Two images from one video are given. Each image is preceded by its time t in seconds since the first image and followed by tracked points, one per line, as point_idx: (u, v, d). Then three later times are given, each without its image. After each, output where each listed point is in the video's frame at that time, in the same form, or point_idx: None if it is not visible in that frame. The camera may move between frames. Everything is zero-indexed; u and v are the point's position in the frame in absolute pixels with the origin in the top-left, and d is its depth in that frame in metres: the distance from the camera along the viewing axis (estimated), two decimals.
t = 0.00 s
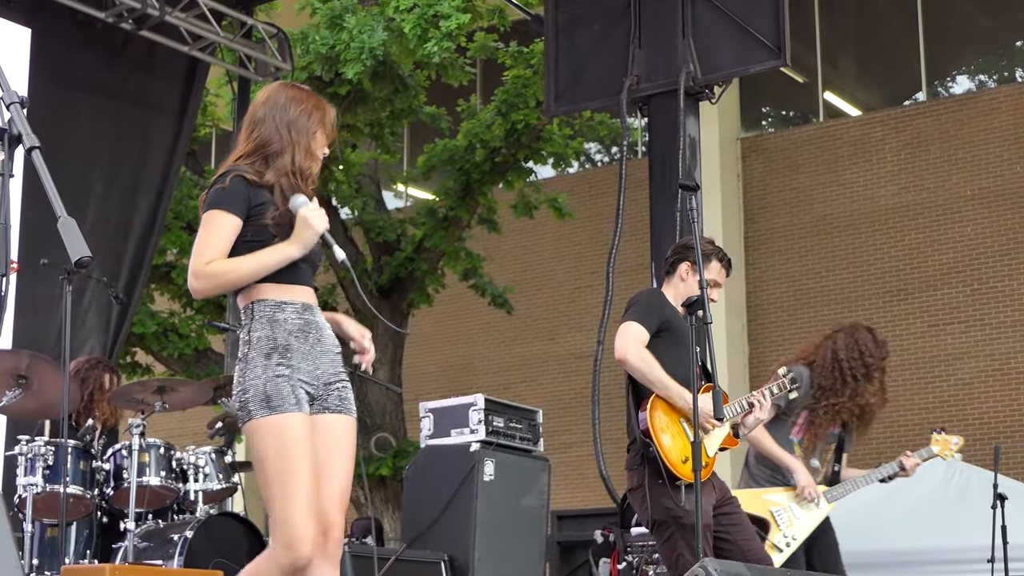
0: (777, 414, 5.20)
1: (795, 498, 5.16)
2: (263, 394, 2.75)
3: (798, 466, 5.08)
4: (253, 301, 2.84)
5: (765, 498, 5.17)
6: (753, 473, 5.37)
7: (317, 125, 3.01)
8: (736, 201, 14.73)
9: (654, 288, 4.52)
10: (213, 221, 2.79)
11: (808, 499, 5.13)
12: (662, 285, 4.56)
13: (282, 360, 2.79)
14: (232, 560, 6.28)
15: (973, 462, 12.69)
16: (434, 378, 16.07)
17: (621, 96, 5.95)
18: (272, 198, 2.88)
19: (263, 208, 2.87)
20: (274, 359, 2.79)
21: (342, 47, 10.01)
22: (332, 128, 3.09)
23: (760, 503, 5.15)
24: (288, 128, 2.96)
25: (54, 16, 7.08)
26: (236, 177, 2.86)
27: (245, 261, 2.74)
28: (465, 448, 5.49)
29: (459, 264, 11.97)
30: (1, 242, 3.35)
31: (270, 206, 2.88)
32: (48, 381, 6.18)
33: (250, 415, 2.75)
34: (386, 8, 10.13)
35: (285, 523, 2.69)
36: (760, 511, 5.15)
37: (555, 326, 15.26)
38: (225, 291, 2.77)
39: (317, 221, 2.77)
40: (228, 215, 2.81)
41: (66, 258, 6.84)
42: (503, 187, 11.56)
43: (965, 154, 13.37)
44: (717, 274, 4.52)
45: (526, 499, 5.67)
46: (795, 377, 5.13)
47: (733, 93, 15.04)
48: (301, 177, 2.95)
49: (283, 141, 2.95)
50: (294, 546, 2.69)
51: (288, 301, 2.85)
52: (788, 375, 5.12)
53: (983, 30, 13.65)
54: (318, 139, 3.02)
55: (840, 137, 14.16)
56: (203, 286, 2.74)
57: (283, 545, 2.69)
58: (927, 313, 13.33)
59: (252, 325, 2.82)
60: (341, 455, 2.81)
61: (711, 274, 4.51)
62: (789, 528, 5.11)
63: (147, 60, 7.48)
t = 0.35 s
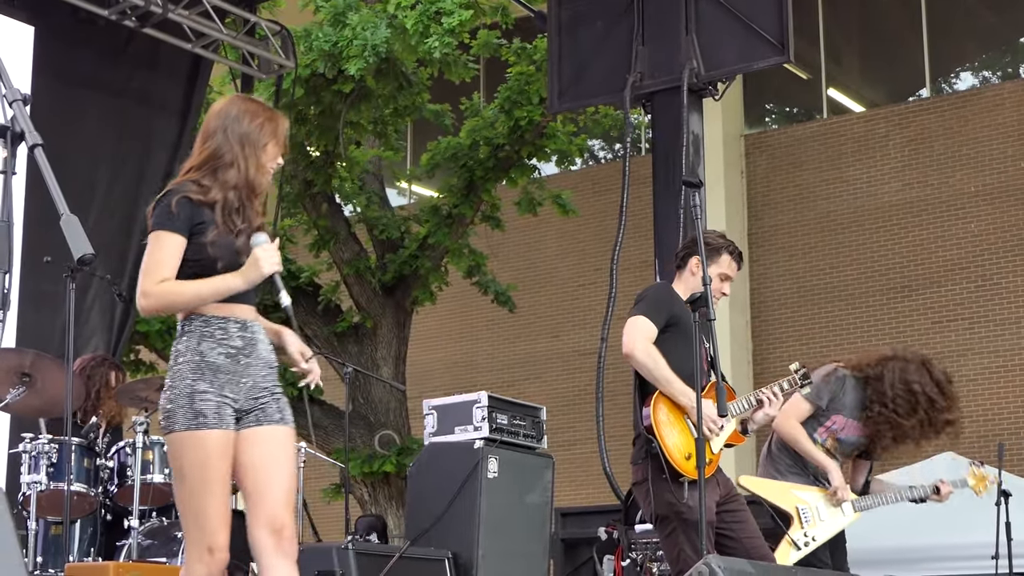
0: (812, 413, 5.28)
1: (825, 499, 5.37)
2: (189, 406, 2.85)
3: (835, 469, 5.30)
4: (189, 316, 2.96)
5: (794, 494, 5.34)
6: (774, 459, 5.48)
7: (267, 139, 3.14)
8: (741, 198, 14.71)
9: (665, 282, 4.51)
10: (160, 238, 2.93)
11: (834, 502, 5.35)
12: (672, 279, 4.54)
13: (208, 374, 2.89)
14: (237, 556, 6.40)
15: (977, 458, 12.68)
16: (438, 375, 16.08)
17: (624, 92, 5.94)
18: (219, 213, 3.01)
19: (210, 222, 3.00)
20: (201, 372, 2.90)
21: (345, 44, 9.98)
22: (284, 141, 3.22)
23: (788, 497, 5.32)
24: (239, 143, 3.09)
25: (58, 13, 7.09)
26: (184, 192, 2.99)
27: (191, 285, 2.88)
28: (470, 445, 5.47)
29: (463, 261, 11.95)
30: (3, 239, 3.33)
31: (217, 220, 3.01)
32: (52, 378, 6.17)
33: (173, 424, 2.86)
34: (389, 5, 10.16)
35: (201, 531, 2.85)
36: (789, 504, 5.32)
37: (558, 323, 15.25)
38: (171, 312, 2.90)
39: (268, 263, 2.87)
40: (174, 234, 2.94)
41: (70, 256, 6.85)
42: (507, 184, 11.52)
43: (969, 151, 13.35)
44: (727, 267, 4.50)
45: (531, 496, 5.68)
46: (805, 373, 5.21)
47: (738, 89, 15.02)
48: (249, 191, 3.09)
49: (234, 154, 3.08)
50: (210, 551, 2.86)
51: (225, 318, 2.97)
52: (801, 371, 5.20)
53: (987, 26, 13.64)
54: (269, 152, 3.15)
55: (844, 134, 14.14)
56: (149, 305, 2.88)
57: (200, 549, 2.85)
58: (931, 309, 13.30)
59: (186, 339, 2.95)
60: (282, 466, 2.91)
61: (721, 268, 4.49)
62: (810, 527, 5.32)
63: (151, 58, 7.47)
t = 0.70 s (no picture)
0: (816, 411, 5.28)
1: (827, 497, 5.36)
2: (150, 401, 2.97)
3: (838, 469, 5.28)
4: (149, 316, 3.08)
5: (796, 491, 5.36)
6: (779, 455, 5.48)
7: (228, 142, 3.27)
8: (742, 195, 14.70)
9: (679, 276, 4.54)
10: (121, 242, 3.03)
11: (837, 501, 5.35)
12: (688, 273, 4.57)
13: (167, 371, 3.02)
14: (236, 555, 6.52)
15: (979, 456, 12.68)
16: (439, 374, 16.09)
17: (625, 90, 5.94)
18: (178, 213, 3.14)
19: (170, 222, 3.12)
20: (161, 369, 3.02)
21: (347, 42, 9.98)
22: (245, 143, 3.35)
23: (789, 494, 5.35)
24: (200, 147, 3.21)
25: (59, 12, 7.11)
26: (144, 193, 3.11)
27: (151, 287, 2.97)
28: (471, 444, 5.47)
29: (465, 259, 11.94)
30: (4, 236, 3.31)
31: (177, 221, 3.13)
32: (54, 377, 6.16)
33: (139, 419, 2.97)
34: (391, 3, 10.17)
35: (173, 518, 2.95)
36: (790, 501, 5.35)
37: (560, 322, 15.24)
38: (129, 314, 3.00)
39: (216, 261, 2.99)
40: (138, 239, 3.04)
41: (71, 254, 6.82)
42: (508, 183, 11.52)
43: (971, 148, 13.34)
44: (741, 262, 4.49)
45: (532, 494, 5.68)
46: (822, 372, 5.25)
47: (739, 87, 15.02)
48: (207, 193, 3.22)
49: (195, 157, 3.21)
50: (183, 537, 2.96)
51: (182, 317, 3.10)
52: (818, 369, 5.25)
53: (989, 24, 13.63)
54: (230, 154, 3.27)
55: (845, 132, 14.13)
56: (108, 308, 2.96)
57: (173, 536, 2.96)
58: (932, 307, 13.30)
59: (144, 339, 3.08)
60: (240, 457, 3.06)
61: (735, 263, 4.49)
62: (811, 525, 5.34)
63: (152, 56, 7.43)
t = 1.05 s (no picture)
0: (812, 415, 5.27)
1: (820, 499, 5.34)
2: (131, 411, 3.23)
3: (831, 469, 5.21)
4: (126, 329, 3.36)
5: (789, 492, 5.36)
6: (778, 456, 5.50)
7: (197, 159, 3.55)
8: (743, 195, 14.71)
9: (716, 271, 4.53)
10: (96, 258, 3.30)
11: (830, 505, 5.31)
12: (724, 269, 4.56)
13: (146, 384, 3.29)
14: (239, 553, 6.49)
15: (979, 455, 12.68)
16: (440, 372, 16.09)
17: (626, 89, 5.94)
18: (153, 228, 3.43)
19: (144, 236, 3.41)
20: (140, 382, 3.28)
21: (348, 40, 9.99)
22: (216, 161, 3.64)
23: (780, 494, 5.37)
24: (171, 167, 3.51)
25: (61, 11, 7.10)
26: (120, 212, 3.41)
27: (120, 293, 3.23)
28: (472, 442, 5.47)
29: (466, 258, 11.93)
30: (4, 233, 3.30)
31: (149, 236, 3.42)
32: (54, 374, 6.15)
33: (118, 427, 3.23)
34: (392, 2, 10.16)
35: (160, 519, 3.16)
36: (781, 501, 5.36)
37: (561, 321, 15.23)
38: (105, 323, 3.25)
39: (175, 256, 3.17)
40: (113, 253, 3.32)
41: (72, 253, 6.83)
42: (509, 181, 11.51)
43: (972, 148, 13.34)
44: (777, 262, 4.49)
45: (532, 493, 5.68)
46: (853, 377, 5.28)
47: (740, 86, 15.01)
48: (179, 208, 3.50)
49: (167, 176, 3.50)
50: (170, 536, 3.17)
51: (157, 332, 3.37)
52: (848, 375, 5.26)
53: (990, 23, 13.63)
54: (201, 170, 3.56)
55: (846, 130, 14.13)
56: (84, 319, 3.23)
57: (160, 536, 3.16)
58: (933, 306, 13.30)
59: (122, 355, 3.33)
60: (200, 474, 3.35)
61: (771, 262, 4.48)
62: (802, 527, 5.34)
63: (153, 55, 7.45)
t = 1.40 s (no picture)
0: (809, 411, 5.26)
1: (816, 494, 5.32)
2: (119, 414, 3.26)
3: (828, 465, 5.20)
4: (105, 336, 3.38)
5: (787, 490, 5.34)
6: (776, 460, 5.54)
7: (168, 177, 3.58)
8: (743, 195, 14.71)
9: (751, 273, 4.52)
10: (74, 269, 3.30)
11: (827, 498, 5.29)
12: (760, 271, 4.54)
13: (131, 387, 3.32)
14: (239, 553, 6.49)
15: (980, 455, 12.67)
16: (440, 371, 16.09)
17: (627, 89, 5.94)
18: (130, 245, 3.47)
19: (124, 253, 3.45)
20: (126, 386, 3.31)
21: (348, 40, 10.01)
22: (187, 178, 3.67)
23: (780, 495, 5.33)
24: (145, 186, 3.54)
25: (61, 11, 7.10)
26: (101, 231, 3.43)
27: (95, 300, 3.23)
28: (472, 442, 5.46)
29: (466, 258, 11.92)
30: (3, 234, 3.30)
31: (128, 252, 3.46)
32: (54, 374, 6.16)
33: (107, 434, 3.25)
34: (392, 2, 10.15)
35: (166, 507, 3.19)
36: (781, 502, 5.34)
37: (561, 320, 15.23)
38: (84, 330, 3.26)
39: (155, 260, 3.22)
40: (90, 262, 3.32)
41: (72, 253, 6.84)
42: (510, 181, 11.50)
43: (972, 148, 13.34)
44: (813, 272, 4.49)
45: (532, 493, 5.67)
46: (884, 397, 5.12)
47: (741, 86, 15.02)
48: (154, 225, 3.54)
49: (139, 195, 3.53)
50: (178, 524, 3.20)
51: (138, 338, 3.40)
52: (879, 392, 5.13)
53: (990, 22, 13.63)
54: (173, 188, 3.60)
55: (846, 130, 14.12)
56: (63, 328, 3.22)
57: (167, 526, 3.18)
58: (933, 306, 13.30)
59: (103, 363, 3.37)
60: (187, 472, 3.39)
61: (809, 271, 4.49)
62: (805, 523, 5.30)
63: (154, 54, 7.47)
